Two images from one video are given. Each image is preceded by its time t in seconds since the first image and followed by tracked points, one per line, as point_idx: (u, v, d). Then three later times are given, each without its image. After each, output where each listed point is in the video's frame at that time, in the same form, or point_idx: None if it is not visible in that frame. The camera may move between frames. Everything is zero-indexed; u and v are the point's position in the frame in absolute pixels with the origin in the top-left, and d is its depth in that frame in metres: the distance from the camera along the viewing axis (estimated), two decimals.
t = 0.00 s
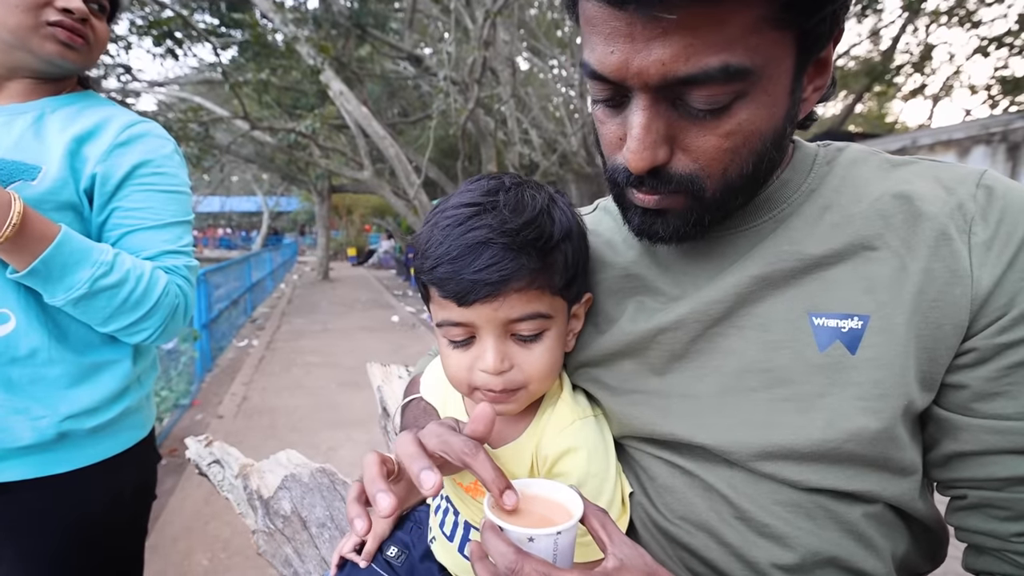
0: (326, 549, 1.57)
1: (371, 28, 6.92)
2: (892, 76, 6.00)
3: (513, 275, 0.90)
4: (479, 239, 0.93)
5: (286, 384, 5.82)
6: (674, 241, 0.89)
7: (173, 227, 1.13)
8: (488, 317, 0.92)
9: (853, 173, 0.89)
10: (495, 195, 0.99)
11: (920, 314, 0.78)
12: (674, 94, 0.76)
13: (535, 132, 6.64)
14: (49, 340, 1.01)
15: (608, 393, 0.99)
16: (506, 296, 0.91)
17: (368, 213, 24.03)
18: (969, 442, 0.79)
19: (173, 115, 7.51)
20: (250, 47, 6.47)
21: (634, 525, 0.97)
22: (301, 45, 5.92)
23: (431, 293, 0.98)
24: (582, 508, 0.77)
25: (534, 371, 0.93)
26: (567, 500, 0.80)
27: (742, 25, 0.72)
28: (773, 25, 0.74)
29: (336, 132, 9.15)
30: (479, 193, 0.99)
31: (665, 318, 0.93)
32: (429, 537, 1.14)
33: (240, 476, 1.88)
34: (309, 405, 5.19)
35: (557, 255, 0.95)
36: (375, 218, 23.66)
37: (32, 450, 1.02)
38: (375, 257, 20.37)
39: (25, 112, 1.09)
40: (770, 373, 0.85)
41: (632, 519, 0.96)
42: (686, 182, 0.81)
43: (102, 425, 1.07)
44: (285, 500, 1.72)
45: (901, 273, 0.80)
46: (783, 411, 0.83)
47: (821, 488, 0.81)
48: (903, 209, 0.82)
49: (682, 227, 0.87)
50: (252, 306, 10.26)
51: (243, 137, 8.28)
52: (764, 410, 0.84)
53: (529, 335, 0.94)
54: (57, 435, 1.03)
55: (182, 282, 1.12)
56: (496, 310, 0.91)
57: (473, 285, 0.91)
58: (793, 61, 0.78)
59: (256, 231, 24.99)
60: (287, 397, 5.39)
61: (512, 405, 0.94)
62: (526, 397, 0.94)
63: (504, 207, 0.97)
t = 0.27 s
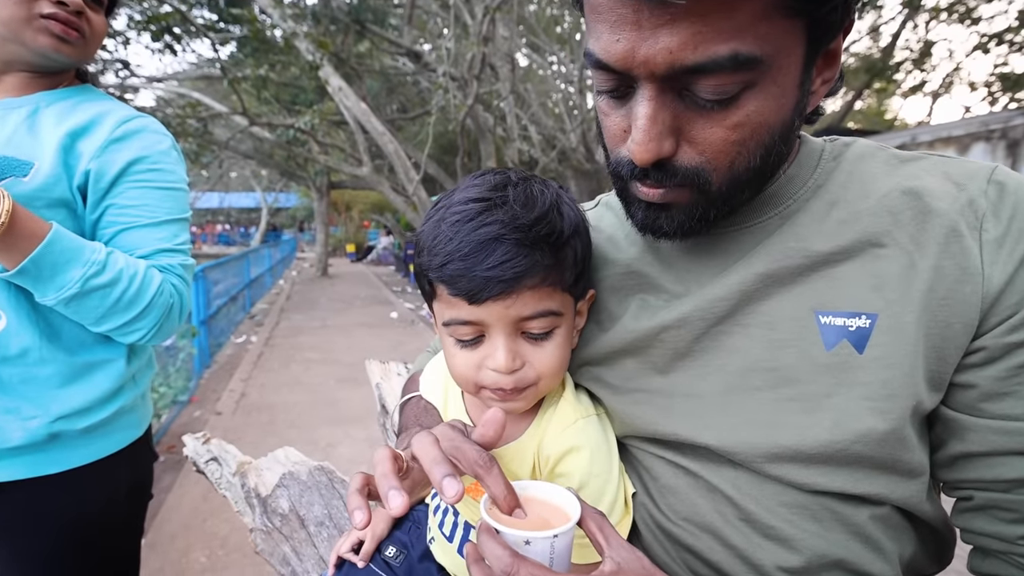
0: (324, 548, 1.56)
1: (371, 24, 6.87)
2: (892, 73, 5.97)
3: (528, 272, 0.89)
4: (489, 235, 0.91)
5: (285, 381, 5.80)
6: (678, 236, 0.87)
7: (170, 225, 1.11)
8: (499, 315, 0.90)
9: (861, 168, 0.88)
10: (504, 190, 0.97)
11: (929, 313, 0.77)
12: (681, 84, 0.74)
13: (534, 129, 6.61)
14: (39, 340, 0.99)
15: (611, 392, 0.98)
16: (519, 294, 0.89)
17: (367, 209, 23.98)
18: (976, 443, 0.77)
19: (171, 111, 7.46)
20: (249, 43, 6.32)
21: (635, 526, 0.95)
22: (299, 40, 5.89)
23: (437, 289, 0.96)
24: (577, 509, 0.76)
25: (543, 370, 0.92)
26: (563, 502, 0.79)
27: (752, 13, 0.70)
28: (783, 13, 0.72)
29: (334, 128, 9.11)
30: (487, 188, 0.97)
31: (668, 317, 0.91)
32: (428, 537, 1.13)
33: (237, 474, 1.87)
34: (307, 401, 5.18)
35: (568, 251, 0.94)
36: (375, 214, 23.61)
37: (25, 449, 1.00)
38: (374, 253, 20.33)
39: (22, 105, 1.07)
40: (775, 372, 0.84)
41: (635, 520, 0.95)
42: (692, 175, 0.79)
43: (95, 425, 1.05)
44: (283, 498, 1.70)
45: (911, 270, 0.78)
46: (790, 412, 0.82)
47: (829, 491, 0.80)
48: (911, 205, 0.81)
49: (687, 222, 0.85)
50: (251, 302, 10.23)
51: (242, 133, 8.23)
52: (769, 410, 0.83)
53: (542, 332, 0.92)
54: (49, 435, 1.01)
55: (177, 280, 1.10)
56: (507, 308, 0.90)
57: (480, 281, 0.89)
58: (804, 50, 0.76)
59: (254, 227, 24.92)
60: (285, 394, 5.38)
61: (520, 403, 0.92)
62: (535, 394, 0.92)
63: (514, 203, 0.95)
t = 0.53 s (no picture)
0: (321, 547, 1.55)
1: (369, 20, 6.67)
2: (891, 72, 5.97)
3: (529, 273, 0.88)
4: (490, 233, 0.91)
5: (283, 378, 5.79)
6: (680, 234, 0.86)
7: (162, 223, 1.09)
8: (499, 316, 0.89)
9: (862, 168, 0.87)
10: (508, 190, 0.96)
11: (929, 314, 0.76)
12: (685, 80, 0.73)
13: (533, 126, 6.59)
14: (27, 340, 0.98)
15: (609, 392, 0.97)
16: (520, 296, 0.88)
17: (365, 206, 23.93)
18: (974, 443, 0.77)
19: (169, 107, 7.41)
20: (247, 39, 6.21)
21: (633, 526, 0.95)
22: (298, 36, 5.94)
23: (437, 287, 0.95)
24: (575, 511, 0.75)
25: (542, 373, 0.91)
26: (561, 503, 0.78)
27: (758, 9, 0.70)
28: (788, 9, 0.71)
29: (333, 125, 9.07)
30: (490, 188, 0.96)
31: (667, 316, 0.91)
32: (426, 536, 1.12)
33: (234, 473, 1.86)
34: (305, 399, 5.17)
35: (570, 252, 0.93)
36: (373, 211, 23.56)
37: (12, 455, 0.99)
38: (372, 250, 20.30)
39: (19, 101, 1.06)
40: (774, 372, 0.83)
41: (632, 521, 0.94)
42: (695, 172, 0.78)
43: (85, 429, 1.04)
44: (280, 497, 1.69)
45: (912, 271, 0.78)
46: (789, 412, 0.81)
47: (828, 492, 0.79)
48: (912, 205, 0.80)
49: (688, 220, 0.84)
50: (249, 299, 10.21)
51: (240, 129, 8.19)
52: (769, 410, 0.82)
53: (541, 335, 0.91)
54: (38, 439, 1.00)
55: (170, 280, 1.09)
56: (508, 310, 0.89)
57: (479, 280, 0.88)
58: (808, 47, 0.75)
59: (252, 224, 24.85)
60: (284, 391, 5.38)
61: (518, 406, 0.92)
62: (532, 397, 0.91)
63: (517, 204, 0.94)
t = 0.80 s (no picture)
0: (319, 546, 1.56)
1: (367, 19, 6.67)
2: (887, 73, 5.99)
3: (524, 271, 0.89)
4: (489, 228, 0.92)
5: (281, 378, 5.79)
6: (675, 234, 0.87)
7: (151, 220, 1.09)
8: (493, 313, 0.90)
9: (856, 168, 0.88)
10: (507, 189, 0.97)
11: (921, 312, 0.77)
12: (683, 79, 0.74)
13: (531, 126, 6.59)
14: (10, 340, 0.98)
15: (605, 390, 0.98)
16: (516, 294, 0.89)
17: (363, 206, 23.91)
18: (967, 441, 0.78)
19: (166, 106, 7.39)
20: (245, 37, 6.18)
21: (629, 524, 0.96)
22: (297, 36, 5.97)
23: (434, 284, 0.96)
24: (578, 513, 0.77)
25: (535, 370, 0.92)
26: (563, 503, 0.79)
27: (757, 11, 0.70)
28: (786, 11, 0.72)
29: (331, 124, 9.06)
30: (490, 186, 0.97)
31: (662, 315, 0.92)
32: (423, 534, 1.13)
33: (232, 472, 1.86)
34: (303, 398, 5.17)
35: (566, 254, 0.94)
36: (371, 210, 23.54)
37: None
38: (370, 250, 20.28)
39: (16, 96, 1.07)
40: (768, 369, 0.84)
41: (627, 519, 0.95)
42: (690, 171, 0.79)
43: (70, 435, 1.04)
44: (278, 496, 1.70)
45: (905, 269, 0.79)
46: (783, 410, 0.82)
47: (821, 489, 0.80)
48: (905, 205, 0.81)
49: (683, 219, 0.85)
50: (246, 299, 10.19)
51: (238, 128, 8.17)
52: (763, 408, 0.83)
53: (532, 333, 0.92)
54: (24, 444, 1.01)
55: (155, 280, 1.08)
56: (503, 308, 0.90)
57: (474, 272, 0.89)
58: (805, 50, 0.76)
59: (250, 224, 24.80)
60: (281, 391, 5.38)
61: (513, 406, 0.93)
62: (523, 398, 0.93)
63: (516, 203, 0.95)
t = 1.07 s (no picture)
0: (315, 543, 1.57)
1: (366, 19, 6.75)
2: (885, 74, 6.01)
3: (508, 249, 0.90)
4: (480, 213, 0.94)
5: (279, 377, 5.80)
6: (663, 234, 0.89)
7: (117, 207, 1.00)
8: (476, 291, 0.90)
9: (841, 170, 0.90)
10: (504, 181, 1.00)
11: (904, 311, 0.79)
12: (666, 85, 0.76)
13: (529, 126, 6.61)
14: None
15: (597, 388, 1.00)
16: (498, 269, 0.90)
17: (361, 205, 23.90)
18: (951, 438, 0.79)
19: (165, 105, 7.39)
20: (244, 37, 6.18)
21: (621, 520, 0.97)
22: (295, 35, 5.90)
23: (425, 264, 0.98)
24: (577, 510, 0.78)
25: (514, 358, 0.91)
26: (560, 499, 0.80)
27: (737, 19, 0.72)
28: (767, 19, 0.74)
29: (329, 124, 9.07)
30: (490, 177, 1.00)
31: (653, 314, 0.93)
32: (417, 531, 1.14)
33: (229, 470, 1.87)
34: (301, 397, 5.18)
35: (556, 246, 0.95)
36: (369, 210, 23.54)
37: None
38: (369, 250, 20.27)
39: (8, 83, 1.05)
40: (756, 367, 0.86)
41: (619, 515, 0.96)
42: (675, 174, 0.80)
43: (41, 444, 0.99)
44: (275, 494, 1.71)
45: (887, 269, 0.81)
46: (770, 408, 0.84)
47: (806, 485, 0.82)
48: (889, 206, 0.83)
49: (669, 220, 0.87)
50: (244, 298, 10.18)
51: (236, 127, 8.16)
52: (750, 405, 0.85)
53: (518, 314, 0.91)
54: None
55: (110, 275, 0.98)
56: (485, 283, 0.90)
57: (462, 254, 0.91)
58: (786, 58, 0.78)
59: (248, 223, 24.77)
60: (279, 390, 5.39)
61: (494, 406, 0.92)
62: (507, 392, 0.92)
63: (512, 191, 0.98)
